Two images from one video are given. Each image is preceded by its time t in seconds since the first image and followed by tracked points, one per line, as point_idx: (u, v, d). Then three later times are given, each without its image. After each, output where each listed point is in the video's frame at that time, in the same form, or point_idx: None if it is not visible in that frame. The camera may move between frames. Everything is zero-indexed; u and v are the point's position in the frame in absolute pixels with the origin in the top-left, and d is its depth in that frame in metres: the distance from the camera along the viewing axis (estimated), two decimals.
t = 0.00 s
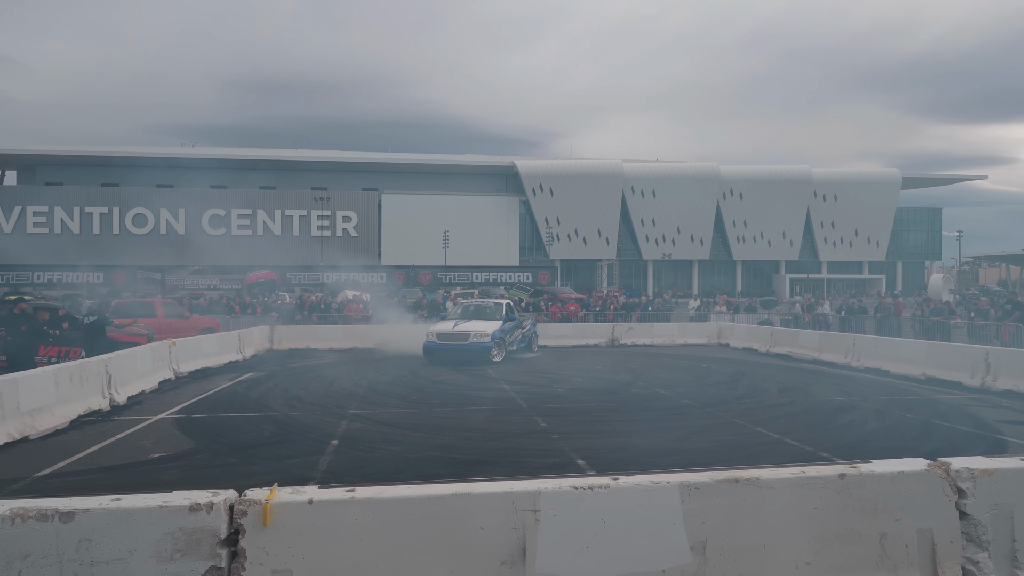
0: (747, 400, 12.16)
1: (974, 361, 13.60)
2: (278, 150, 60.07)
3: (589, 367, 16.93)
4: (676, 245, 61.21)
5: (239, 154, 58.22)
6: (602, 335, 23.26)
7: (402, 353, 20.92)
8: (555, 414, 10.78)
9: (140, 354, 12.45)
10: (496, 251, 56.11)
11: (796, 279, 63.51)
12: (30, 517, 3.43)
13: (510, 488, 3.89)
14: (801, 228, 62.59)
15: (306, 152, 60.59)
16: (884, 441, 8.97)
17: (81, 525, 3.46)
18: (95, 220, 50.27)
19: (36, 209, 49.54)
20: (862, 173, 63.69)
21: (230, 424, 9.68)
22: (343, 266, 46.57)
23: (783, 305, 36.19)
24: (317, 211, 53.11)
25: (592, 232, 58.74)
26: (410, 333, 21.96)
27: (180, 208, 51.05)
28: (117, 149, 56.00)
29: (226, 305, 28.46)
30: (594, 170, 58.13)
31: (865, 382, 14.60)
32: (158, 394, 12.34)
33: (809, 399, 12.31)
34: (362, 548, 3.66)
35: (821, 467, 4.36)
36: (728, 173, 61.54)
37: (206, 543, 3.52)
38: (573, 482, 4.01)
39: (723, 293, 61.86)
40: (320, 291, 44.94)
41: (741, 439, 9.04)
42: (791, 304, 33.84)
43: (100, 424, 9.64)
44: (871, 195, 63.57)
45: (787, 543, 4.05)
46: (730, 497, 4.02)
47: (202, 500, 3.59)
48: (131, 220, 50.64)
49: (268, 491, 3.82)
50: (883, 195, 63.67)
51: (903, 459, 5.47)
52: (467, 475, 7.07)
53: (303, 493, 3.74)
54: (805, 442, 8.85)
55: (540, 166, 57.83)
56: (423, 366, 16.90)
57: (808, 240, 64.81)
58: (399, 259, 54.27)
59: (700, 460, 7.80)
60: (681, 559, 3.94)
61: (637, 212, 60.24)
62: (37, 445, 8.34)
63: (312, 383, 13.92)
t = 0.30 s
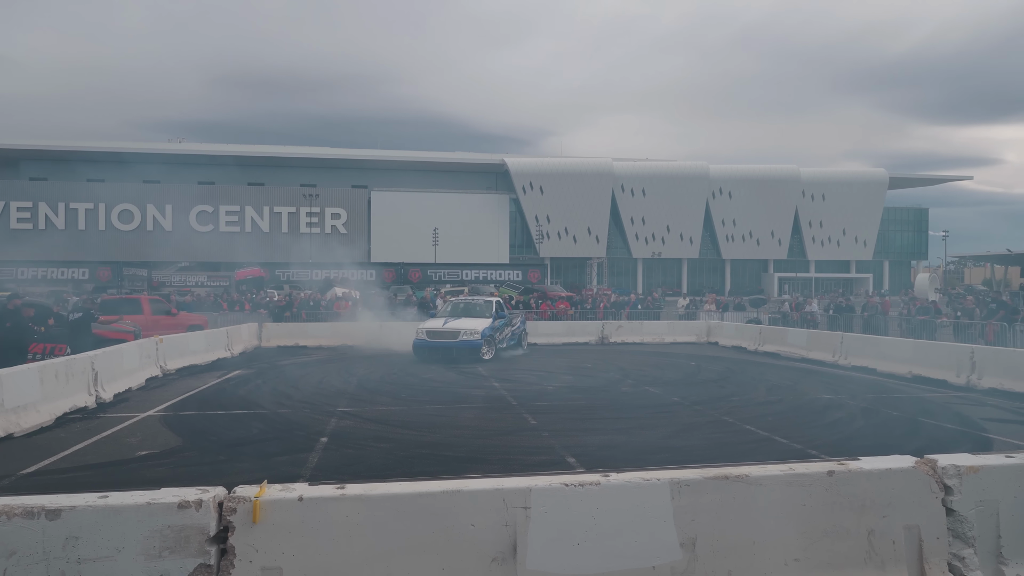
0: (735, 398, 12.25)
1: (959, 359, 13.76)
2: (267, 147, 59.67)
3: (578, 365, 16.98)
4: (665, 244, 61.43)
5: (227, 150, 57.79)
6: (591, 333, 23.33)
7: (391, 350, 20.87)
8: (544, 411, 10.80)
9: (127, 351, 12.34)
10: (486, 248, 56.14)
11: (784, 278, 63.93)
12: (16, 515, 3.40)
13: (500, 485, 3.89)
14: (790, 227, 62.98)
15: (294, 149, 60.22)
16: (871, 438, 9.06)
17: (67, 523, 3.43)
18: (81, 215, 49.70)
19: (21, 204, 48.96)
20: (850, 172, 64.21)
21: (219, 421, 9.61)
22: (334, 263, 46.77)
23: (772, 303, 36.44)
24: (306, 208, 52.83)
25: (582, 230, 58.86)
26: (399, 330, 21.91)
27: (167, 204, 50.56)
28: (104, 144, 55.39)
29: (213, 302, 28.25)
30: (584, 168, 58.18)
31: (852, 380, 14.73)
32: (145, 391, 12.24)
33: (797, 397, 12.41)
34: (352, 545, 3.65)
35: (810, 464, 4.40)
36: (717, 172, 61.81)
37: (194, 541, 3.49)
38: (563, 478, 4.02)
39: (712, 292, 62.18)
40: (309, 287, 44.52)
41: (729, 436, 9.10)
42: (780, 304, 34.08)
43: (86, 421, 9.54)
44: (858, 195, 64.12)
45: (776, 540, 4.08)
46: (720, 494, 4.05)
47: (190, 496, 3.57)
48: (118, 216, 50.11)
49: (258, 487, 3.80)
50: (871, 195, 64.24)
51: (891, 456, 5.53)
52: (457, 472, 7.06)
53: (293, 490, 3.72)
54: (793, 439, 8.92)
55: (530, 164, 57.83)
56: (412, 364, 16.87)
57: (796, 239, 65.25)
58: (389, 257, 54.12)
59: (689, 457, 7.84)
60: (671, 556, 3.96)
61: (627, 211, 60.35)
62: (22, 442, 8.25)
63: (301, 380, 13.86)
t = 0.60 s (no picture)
0: (732, 397, 12.30)
1: (956, 359, 13.81)
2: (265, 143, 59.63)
3: (576, 362, 17.03)
4: (664, 242, 61.54)
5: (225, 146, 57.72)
6: (589, 331, 23.38)
7: (389, 347, 20.91)
8: (542, 408, 10.85)
9: (126, 346, 12.37)
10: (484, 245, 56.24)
11: (782, 278, 64.11)
12: (18, 508, 3.43)
13: (499, 481, 3.92)
14: (788, 226, 63.09)
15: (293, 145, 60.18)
16: (868, 438, 9.11)
17: (69, 516, 3.46)
18: (80, 210, 49.64)
19: (20, 199, 48.97)
20: (849, 172, 64.30)
21: (217, 417, 9.64)
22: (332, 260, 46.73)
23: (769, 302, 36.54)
24: (305, 205, 52.76)
25: (580, 228, 58.97)
26: (397, 327, 21.93)
27: (165, 200, 50.46)
28: (103, 139, 55.31)
29: (212, 299, 28.29)
30: (582, 166, 58.21)
31: (850, 379, 14.79)
32: (144, 386, 12.27)
33: (794, 396, 12.47)
34: (352, 540, 3.68)
35: (807, 463, 4.43)
36: (716, 171, 61.86)
37: (195, 535, 3.52)
38: (562, 475, 4.04)
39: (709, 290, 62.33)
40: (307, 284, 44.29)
41: (727, 434, 9.15)
42: (778, 303, 34.16)
43: (86, 416, 9.57)
44: (857, 195, 64.23)
45: (772, 537, 4.12)
46: (717, 492, 4.08)
47: (191, 491, 3.59)
48: (116, 212, 50.05)
49: (258, 483, 3.82)
50: (869, 195, 64.33)
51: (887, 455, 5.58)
52: (455, 469, 7.11)
53: (292, 486, 3.75)
54: (790, 439, 8.97)
55: (529, 162, 57.88)
56: (410, 361, 16.90)
57: (794, 239, 65.39)
58: (387, 255, 54.11)
59: (687, 456, 7.89)
60: (667, 553, 3.99)
61: (625, 209, 60.39)
62: (21, 437, 8.28)
63: (299, 376, 13.87)
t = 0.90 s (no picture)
0: (737, 395, 12.29)
1: (965, 357, 13.76)
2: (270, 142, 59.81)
3: (581, 360, 17.04)
4: (668, 240, 61.48)
5: (230, 145, 57.96)
6: (594, 329, 23.38)
7: (394, 345, 20.96)
8: (547, 406, 10.88)
9: (133, 344, 12.45)
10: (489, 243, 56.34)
11: (788, 275, 63.92)
12: (29, 504, 3.48)
13: (505, 479, 3.95)
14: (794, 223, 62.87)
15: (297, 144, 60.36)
16: (875, 436, 9.10)
17: (80, 512, 3.51)
18: (87, 210, 49.91)
19: (28, 198, 49.33)
20: (855, 168, 64.02)
21: (223, 414, 9.70)
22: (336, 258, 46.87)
23: (775, 300, 36.45)
24: (310, 203, 52.83)
25: (584, 226, 59.00)
26: (402, 325, 22.00)
27: (172, 199, 50.66)
28: (109, 138, 55.60)
29: (217, 296, 28.43)
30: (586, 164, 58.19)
31: (857, 378, 14.76)
32: (151, 384, 12.35)
33: (799, 394, 12.46)
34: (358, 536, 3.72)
35: (813, 461, 4.44)
36: (720, 168, 61.71)
37: (203, 531, 3.57)
38: (567, 472, 4.07)
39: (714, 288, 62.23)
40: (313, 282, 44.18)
41: (732, 432, 9.16)
42: (783, 300, 34.09)
43: (94, 413, 9.65)
44: (863, 192, 63.94)
45: (777, 535, 4.13)
46: (722, 489, 4.10)
47: (199, 487, 3.64)
48: (123, 211, 50.29)
49: (266, 479, 3.86)
50: (875, 191, 64.05)
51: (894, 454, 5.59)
52: (461, 467, 7.14)
53: (299, 482, 3.79)
54: (797, 437, 8.96)
55: (533, 160, 57.88)
56: (415, 358, 16.95)
57: (800, 236, 65.14)
58: (392, 253, 54.20)
59: (692, 453, 7.90)
60: (672, 550, 4.01)
61: (629, 206, 60.30)
62: (31, 434, 8.35)
63: (304, 374, 13.93)
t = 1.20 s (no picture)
0: (744, 392, 12.27)
1: (974, 354, 13.66)
2: (277, 141, 59.94)
3: (587, 358, 17.04)
4: (675, 238, 61.33)
5: (237, 144, 58.13)
6: (600, 327, 23.35)
7: (400, 343, 21.01)
8: (553, 404, 10.88)
9: (142, 342, 12.51)
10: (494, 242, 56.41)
11: (796, 273, 63.66)
12: (40, 500, 3.50)
13: (511, 476, 3.95)
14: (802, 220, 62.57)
15: (304, 143, 60.50)
16: (883, 434, 9.05)
17: (89, 509, 3.53)
18: (96, 210, 50.17)
19: (38, 199, 49.65)
20: (863, 165, 63.65)
21: (231, 412, 9.74)
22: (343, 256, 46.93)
23: (783, 298, 36.28)
24: (316, 202, 52.84)
25: (590, 224, 58.99)
26: (409, 324, 22.03)
27: (179, 199, 50.89)
28: (118, 138, 55.85)
29: (225, 295, 28.53)
30: (592, 162, 58.10)
31: (866, 375, 14.69)
32: (159, 383, 12.41)
33: (807, 392, 12.42)
34: (365, 533, 3.73)
35: (821, 458, 4.43)
36: (727, 165, 61.47)
37: (212, 527, 3.59)
38: (574, 470, 4.06)
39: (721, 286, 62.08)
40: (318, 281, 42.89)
41: (739, 430, 9.14)
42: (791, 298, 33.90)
43: (103, 411, 9.71)
44: (872, 189, 63.54)
45: (785, 532, 4.12)
46: (730, 486, 4.09)
47: (208, 485, 3.65)
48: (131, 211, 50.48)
49: (273, 476, 3.88)
50: (884, 188, 63.66)
51: (901, 451, 5.57)
52: (466, 465, 7.15)
53: (307, 479, 3.80)
54: (804, 435, 8.93)
55: (539, 158, 57.82)
56: (422, 357, 16.98)
57: (808, 233, 64.85)
58: (398, 251, 54.32)
59: (699, 452, 7.88)
60: (680, 548, 4.01)
61: (636, 204, 60.17)
62: (42, 432, 8.41)
63: (311, 373, 13.99)
